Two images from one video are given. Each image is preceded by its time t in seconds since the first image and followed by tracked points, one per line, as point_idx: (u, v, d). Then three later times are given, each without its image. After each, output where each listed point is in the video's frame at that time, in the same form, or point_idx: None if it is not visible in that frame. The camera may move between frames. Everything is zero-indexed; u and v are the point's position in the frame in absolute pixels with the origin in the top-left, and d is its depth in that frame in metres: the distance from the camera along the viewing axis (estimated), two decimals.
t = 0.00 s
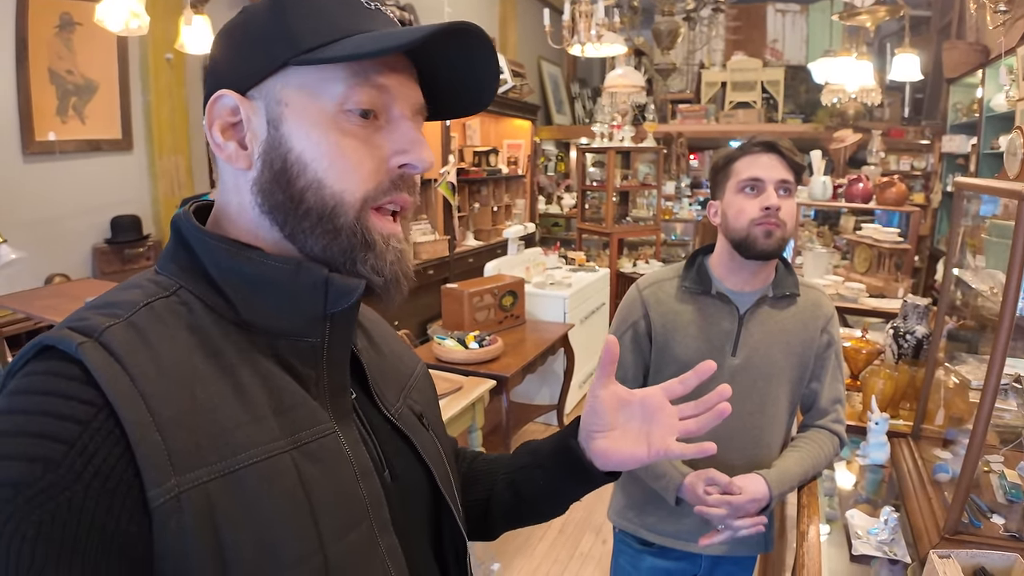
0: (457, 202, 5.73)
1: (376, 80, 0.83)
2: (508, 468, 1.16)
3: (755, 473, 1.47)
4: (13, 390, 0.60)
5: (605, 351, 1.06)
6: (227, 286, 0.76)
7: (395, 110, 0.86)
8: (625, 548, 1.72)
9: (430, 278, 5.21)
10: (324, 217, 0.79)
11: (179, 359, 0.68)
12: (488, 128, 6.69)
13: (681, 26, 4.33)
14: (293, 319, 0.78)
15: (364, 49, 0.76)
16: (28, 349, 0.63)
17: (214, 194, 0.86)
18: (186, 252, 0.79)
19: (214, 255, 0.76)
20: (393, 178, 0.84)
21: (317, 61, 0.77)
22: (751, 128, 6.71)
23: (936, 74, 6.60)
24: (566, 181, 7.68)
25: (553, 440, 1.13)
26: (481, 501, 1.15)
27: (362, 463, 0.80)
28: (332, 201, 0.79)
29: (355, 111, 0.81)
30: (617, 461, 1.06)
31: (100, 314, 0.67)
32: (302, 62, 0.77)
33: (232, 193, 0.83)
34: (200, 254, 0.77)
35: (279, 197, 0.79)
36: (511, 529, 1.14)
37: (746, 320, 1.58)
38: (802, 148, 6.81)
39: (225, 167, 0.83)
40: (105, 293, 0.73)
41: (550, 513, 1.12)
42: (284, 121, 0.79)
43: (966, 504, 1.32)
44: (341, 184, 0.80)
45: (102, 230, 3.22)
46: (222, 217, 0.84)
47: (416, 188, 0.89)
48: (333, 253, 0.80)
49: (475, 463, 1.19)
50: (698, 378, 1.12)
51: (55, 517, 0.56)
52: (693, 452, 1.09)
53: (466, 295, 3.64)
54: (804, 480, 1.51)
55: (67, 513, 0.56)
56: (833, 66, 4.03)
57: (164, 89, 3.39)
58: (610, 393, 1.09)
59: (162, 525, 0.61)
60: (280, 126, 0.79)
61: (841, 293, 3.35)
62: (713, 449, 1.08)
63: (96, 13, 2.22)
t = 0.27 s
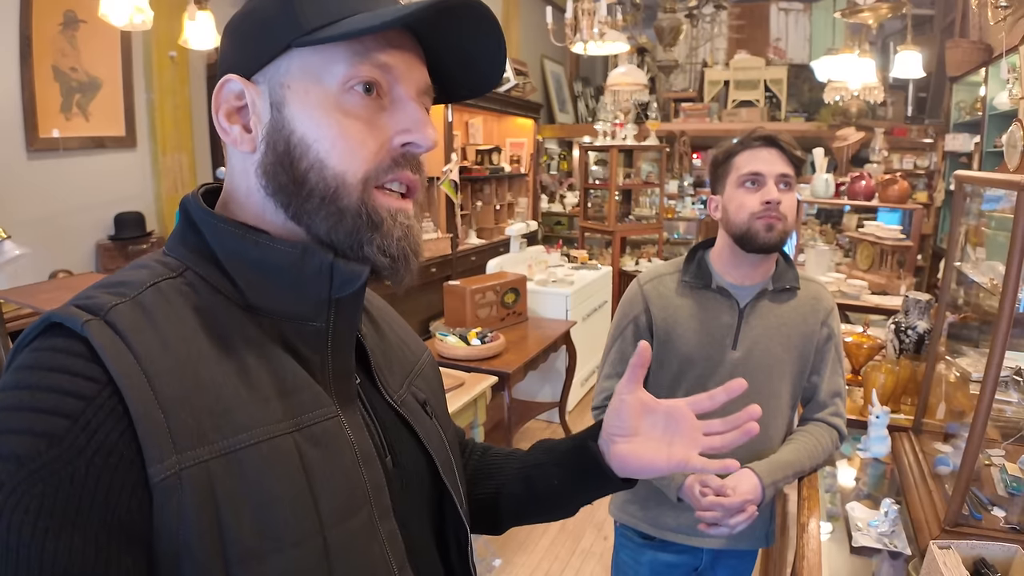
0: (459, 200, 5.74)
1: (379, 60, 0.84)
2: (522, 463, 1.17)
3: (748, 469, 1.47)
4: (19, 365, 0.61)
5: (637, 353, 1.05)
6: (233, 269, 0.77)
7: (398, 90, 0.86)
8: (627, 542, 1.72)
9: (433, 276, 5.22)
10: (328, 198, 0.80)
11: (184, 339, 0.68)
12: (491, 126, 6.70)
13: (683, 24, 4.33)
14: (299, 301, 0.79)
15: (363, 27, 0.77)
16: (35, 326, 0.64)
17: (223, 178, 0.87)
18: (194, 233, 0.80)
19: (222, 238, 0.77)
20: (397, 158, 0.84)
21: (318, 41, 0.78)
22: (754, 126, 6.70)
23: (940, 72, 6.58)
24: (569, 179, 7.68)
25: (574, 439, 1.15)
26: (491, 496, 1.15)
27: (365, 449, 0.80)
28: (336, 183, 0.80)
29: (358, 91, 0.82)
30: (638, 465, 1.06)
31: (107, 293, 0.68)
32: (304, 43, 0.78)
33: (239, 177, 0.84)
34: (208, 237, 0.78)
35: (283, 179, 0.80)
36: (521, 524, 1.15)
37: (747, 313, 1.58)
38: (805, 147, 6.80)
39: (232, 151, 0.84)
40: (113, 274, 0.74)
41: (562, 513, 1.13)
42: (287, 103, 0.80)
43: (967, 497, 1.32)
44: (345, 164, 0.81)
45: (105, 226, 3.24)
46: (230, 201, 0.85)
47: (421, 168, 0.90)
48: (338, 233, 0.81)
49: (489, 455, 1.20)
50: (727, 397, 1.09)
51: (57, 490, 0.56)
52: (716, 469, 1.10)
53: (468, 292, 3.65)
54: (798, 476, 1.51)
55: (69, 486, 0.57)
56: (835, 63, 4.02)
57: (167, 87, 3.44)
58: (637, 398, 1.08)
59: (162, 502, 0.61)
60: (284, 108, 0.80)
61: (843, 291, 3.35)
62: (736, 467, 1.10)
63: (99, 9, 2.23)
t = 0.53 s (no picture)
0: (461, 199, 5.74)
1: (369, 49, 0.84)
2: (525, 466, 1.17)
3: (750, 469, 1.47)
4: (17, 359, 0.61)
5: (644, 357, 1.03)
6: (230, 264, 0.77)
7: (389, 78, 0.86)
8: (629, 543, 1.72)
9: (435, 275, 5.23)
10: (321, 189, 0.80)
11: (180, 333, 0.68)
12: (493, 126, 6.69)
13: (685, 23, 4.33)
14: (296, 295, 0.79)
15: (350, 13, 0.76)
16: (33, 320, 0.64)
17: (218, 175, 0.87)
18: (192, 228, 0.80)
19: (218, 233, 0.77)
20: (389, 147, 0.84)
21: (305, 32, 0.77)
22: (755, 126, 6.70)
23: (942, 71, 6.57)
24: (570, 179, 7.67)
25: (580, 443, 1.14)
26: (496, 499, 1.14)
27: (363, 444, 0.80)
28: (329, 173, 0.80)
29: (348, 80, 0.82)
30: (644, 470, 1.06)
31: (105, 288, 0.68)
32: (292, 35, 0.78)
33: (234, 172, 0.84)
34: (205, 232, 0.78)
35: (276, 171, 0.79)
36: (522, 527, 1.14)
37: (750, 312, 1.58)
38: (807, 146, 6.80)
39: (226, 147, 0.84)
40: (112, 270, 0.74)
41: (563, 516, 1.13)
42: (277, 96, 0.80)
43: (970, 496, 1.31)
44: (337, 154, 0.80)
45: (107, 226, 3.24)
46: (227, 196, 0.85)
47: (415, 157, 0.89)
48: (332, 224, 0.81)
49: (490, 459, 1.19)
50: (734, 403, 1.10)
51: (51, 482, 0.56)
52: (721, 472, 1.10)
53: (470, 292, 3.64)
54: (801, 474, 1.51)
55: (63, 479, 0.57)
56: (837, 63, 4.02)
57: (169, 86, 3.44)
58: (644, 404, 1.07)
59: (157, 495, 0.61)
60: (275, 101, 0.80)
61: (845, 290, 3.34)
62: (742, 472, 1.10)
63: (101, 7, 2.23)
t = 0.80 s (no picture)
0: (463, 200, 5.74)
1: (364, 45, 0.84)
2: (532, 469, 1.17)
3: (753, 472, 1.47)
4: (20, 364, 0.61)
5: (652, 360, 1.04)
6: (235, 269, 0.77)
7: (386, 73, 0.86)
8: (633, 545, 1.72)
9: (437, 275, 5.23)
10: (327, 184, 0.80)
11: (183, 338, 0.69)
12: (494, 126, 6.70)
13: (687, 23, 4.33)
14: (301, 297, 0.79)
15: (345, 8, 0.77)
16: (37, 326, 0.64)
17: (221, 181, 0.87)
18: (196, 234, 0.80)
19: (224, 238, 0.78)
20: (392, 139, 0.84)
21: (303, 30, 0.77)
22: (757, 126, 6.69)
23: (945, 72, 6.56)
24: (572, 179, 7.67)
25: (587, 446, 1.15)
26: (502, 502, 1.15)
27: (366, 448, 0.80)
28: (332, 168, 0.80)
29: (347, 76, 0.82)
30: (651, 474, 1.06)
31: (108, 293, 0.69)
32: (290, 35, 0.78)
33: (237, 176, 0.85)
34: (209, 238, 0.79)
35: (279, 170, 0.80)
36: (530, 529, 1.14)
37: (752, 314, 1.58)
38: (808, 147, 6.79)
39: (228, 152, 0.84)
40: (115, 275, 0.74)
41: (570, 518, 1.13)
42: (278, 96, 0.80)
43: (972, 498, 1.31)
44: (340, 149, 0.80)
45: (109, 226, 3.25)
46: (231, 201, 0.85)
47: (417, 149, 0.89)
48: (338, 219, 0.81)
49: (497, 460, 1.19)
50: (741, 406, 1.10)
51: (56, 487, 0.57)
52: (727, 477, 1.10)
53: (472, 292, 3.65)
54: (804, 476, 1.51)
55: (68, 484, 0.57)
56: (838, 63, 4.01)
57: (171, 86, 3.44)
58: (652, 407, 1.08)
59: (161, 500, 0.61)
60: (275, 101, 0.80)
61: (847, 291, 3.34)
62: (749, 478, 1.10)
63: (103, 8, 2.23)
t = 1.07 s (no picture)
0: (464, 200, 5.74)
1: (358, 47, 0.84)
2: (527, 462, 1.17)
3: (752, 473, 1.47)
4: (19, 368, 0.61)
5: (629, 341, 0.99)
6: (231, 272, 0.77)
7: (379, 76, 0.86)
8: (634, 548, 1.72)
9: (438, 276, 5.23)
10: (321, 187, 0.80)
11: (181, 341, 0.69)
12: (496, 126, 6.70)
13: (688, 24, 4.32)
14: (297, 300, 0.79)
15: (337, 12, 0.77)
16: (35, 331, 0.64)
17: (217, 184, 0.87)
18: (192, 237, 0.80)
19: (220, 241, 0.77)
20: (385, 142, 0.84)
21: (297, 34, 0.77)
22: (759, 126, 6.68)
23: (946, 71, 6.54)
24: (573, 179, 7.67)
25: (574, 434, 1.13)
26: (499, 496, 1.16)
27: (365, 449, 0.81)
28: (327, 172, 0.80)
29: (340, 79, 0.82)
30: (636, 458, 1.03)
31: (105, 298, 0.69)
32: (283, 38, 0.78)
33: (232, 180, 0.84)
34: (205, 241, 0.78)
35: (274, 173, 0.80)
36: (531, 523, 1.15)
37: (751, 314, 1.58)
38: (810, 147, 6.78)
39: (223, 156, 0.84)
40: (113, 278, 0.74)
41: (570, 509, 1.12)
42: (272, 100, 0.80)
43: (974, 501, 1.31)
44: (334, 152, 0.80)
45: (110, 227, 3.25)
46: (227, 204, 0.85)
47: (411, 152, 0.89)
48: (332, 222, 0.81)
49: (498, 456, 1.20)
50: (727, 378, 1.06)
51: (55, 491, 0.57)
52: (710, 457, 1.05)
53: (472, 292, 3.64)
54: (805, 478, 1.51)
55: (67, 488, 0.57)
56: (840, 64, 4.00)
57: (172, 87, 3.44)
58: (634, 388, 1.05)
59: (160, 503, 0.61)
60: (269, 105, 0.80)
61: (848, 292, 3.33)
62: (732, 456, 1.03)
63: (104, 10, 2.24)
